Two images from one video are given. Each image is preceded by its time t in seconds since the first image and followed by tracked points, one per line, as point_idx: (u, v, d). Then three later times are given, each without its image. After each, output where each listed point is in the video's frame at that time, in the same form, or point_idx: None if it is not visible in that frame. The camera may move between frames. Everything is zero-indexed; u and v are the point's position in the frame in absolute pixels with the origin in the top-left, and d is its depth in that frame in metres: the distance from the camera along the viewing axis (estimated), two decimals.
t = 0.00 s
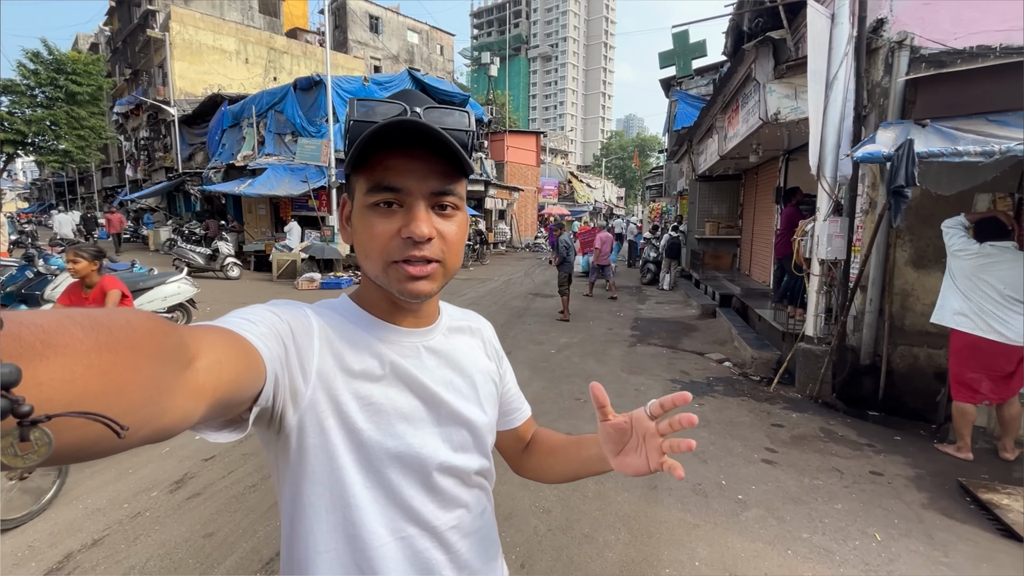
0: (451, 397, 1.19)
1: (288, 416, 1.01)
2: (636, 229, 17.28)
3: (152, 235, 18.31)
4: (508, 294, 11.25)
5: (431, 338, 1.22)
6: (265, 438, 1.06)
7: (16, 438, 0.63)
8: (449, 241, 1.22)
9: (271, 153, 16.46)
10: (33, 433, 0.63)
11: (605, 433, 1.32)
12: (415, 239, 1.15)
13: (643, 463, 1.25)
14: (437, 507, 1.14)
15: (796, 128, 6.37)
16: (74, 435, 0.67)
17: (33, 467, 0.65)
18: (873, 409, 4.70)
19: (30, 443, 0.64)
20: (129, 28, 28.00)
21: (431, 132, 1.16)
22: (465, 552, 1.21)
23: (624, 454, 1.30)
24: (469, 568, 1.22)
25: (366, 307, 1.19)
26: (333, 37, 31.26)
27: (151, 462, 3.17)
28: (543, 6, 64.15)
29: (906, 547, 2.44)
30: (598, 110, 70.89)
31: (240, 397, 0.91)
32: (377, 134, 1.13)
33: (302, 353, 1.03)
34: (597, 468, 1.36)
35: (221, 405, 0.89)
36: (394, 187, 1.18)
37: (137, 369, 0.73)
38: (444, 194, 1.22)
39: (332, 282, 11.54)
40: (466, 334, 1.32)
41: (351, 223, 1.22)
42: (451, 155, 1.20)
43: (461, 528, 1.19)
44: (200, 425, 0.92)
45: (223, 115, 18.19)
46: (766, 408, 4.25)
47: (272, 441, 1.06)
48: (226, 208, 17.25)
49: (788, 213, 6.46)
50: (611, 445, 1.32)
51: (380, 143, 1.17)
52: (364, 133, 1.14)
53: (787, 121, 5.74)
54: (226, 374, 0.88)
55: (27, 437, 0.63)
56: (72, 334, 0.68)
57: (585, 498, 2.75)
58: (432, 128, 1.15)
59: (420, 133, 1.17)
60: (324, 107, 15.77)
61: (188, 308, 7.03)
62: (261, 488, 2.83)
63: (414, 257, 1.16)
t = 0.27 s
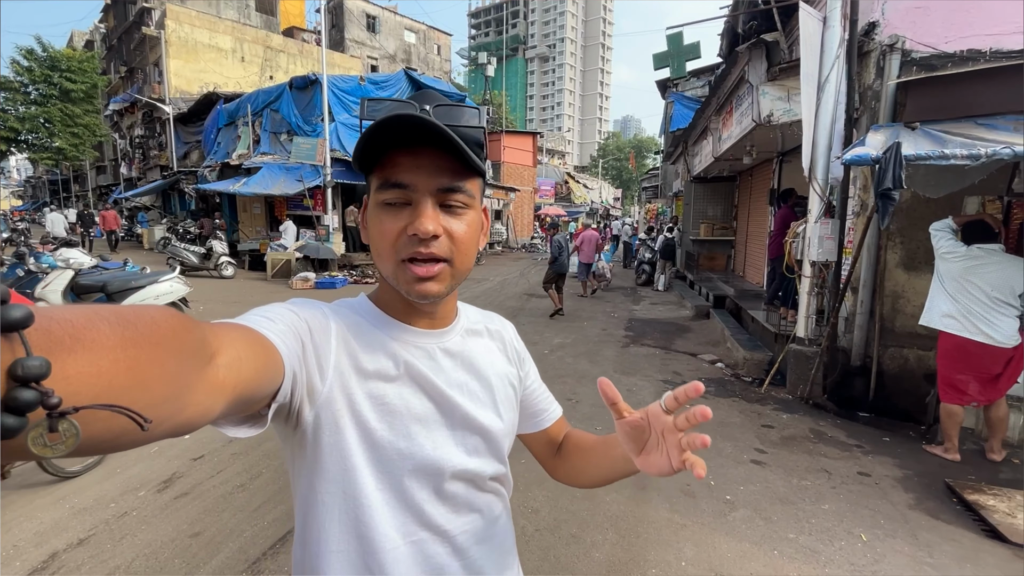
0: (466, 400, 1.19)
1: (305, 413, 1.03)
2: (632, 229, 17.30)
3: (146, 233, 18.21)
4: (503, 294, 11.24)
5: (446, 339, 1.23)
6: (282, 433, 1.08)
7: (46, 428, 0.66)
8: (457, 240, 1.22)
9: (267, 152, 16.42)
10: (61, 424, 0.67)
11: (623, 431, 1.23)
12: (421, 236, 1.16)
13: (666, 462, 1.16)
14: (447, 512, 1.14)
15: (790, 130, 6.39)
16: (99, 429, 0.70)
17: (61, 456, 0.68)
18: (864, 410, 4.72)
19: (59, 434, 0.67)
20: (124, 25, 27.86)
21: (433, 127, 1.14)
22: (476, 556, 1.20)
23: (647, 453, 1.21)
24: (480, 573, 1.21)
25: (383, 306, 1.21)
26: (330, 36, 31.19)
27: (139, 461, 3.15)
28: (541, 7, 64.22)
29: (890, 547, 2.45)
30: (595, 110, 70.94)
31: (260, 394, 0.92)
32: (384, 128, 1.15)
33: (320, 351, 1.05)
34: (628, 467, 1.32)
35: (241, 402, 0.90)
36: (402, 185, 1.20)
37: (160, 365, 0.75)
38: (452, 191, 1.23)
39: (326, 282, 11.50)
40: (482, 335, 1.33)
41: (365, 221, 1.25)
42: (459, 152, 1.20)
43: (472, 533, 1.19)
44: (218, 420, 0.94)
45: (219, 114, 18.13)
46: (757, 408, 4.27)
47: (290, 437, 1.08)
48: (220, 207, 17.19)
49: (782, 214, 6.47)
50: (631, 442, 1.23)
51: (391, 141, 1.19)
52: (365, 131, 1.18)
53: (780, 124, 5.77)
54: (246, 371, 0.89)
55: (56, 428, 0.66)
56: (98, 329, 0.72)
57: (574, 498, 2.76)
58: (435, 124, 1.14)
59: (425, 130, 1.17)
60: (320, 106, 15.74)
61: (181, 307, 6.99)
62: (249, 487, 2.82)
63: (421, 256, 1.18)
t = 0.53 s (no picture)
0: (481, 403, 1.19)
1: (322, 417, 1.05)
2: (626, 230, 17.33)
3: (138, 232, 18.10)
4: (497, 294, 11.23)
5: (459, 343, 1.23)
6: (301, 438, 1.10)
7: (85, 430, 0.69)
8: (456, 242, 1.20)
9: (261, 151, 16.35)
10: (99, 426, 0.70)
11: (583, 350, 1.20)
12: (418, 237, 1.16)
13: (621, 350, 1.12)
14: (465, 515, 1.14)
15: (782, 132, 6.42)
16: (134, 431, 0.73)
17: (99, 457, 0.71)
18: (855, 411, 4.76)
19: (97, 436, 0.70)
20: (117, 23, 27.67)
21: (424, 128, 1.15)
22: (493, 562, 1.19)
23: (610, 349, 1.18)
24: None
25: (396, 310, 1.23)
26: (325, 34, 31.08)
27: (126, 463, 3.13)
28: (537, 7, 64.24)
29: (878, 548, 2.47)
30: (590, 111, 71.03)
31: (279, 397, 0.94)
32: (379, 133, 1.18)
33: (335, 355, 1.07)
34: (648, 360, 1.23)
35: (262, 405, 0.92)
36: (402, 187, 1.20)
37: (187, 368, 0.78)
38: (450, 193, 1.21)
39: (320, 281, 11.44)
40: (497, 337, 1.31)
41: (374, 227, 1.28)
42: (453, 153, 1.19)
43: (489, 537, 1.18)
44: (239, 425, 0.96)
45: (212, 112, 18.04)
46: (748, 410, 4.28)
47: (309, 442, 1.10)
48: (214, 206, 17.10)
49: (775, 215, 6.50)
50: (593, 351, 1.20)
51: (390, 146, 1.21)
52: (359, 139, 1.21)
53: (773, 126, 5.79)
54: (267, 376, 0.91)
55: (94, 429, 0.69)
56: (128, 336, 0.75)
57: (563, 500, 2.76)
58: (423, 125, 1.14)
59: (419, 133, 1.17)
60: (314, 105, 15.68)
61: (172, 307, 6.95)
62: (238, 490, 2.81)
63: (418, 257, 1.17)
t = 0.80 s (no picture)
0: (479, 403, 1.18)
1: (318, 418, 1.04)
2: (625, 230, 17.33)
3: (136, 231, 18.07)
4: (495, 294, 11.22)
5: (458, 342, 1.22)
6: (297, 438, 1.10)
7: (70, 431, 0.67)
8: (467, 243, 1.18)
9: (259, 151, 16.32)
10: (84, 427, 0.68)
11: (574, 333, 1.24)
12: (431, 239, 1.14)
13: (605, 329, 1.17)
14: (464, 517, 1.14)
15: (781, 132, 6.41)
16: (123, 429, 0.71)
17: (82, 459, 0.69)
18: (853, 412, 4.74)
19: (82, 436, 0.68)
20: (116, 21, 27.61)
21: (445, 133, 1.14)
22: (492, 562, 1.19)
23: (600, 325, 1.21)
24: None
25: (395, 310, 1.21)
26: (324, 34, 31.05)
27: (119, 463, 3.11)
28: (537, 7, 64.23)
29: (875, 550, 2.45)
30: (590, 111, 71.06)
31: (273, 398, 0.93)
32: (396, 134, 1.15)
33: (331, 356, 1.06)
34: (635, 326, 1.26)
35: (256, 406, 0.91)
36: (414, 188, 1.18)
37: (179, 368, 0.76)
38: (463, 196, 1.20)
39: (318, 281, 11.42)
40: (498, 337, 1.30)
41: (377, 225, 1.24)
42: (471, 157, 1.17)
43: (489, 539, 1.17)
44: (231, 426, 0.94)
45: (211, 111, 18.00)
46: (746, 410, 4.27)
47: (306, 443, 1.09)
48: (212, 205, 17.07)
49: (775, 215, 6.48)
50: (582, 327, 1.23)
51: (402, 147, 1.18)
52: (378, 140, 1.18)
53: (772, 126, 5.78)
54: (261, 376, 0.90)
55: (79, 430, 0.67)
56: (119, 334, 0.72)
57: (560, 501, 2.74)
58: (446, 130, 1.14)
59: (440, 136, 1.16)
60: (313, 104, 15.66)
61: (169, 306, 6.93)
62: (232, 490, 2.79)
63: (430, 259, 1.15)
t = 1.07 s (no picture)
0: (475, 407, 1.17)
1: (311, 424, 1.02)
2: (626, 231, 17.36)
3: (138, 231, 18.10)
4: (496, 295, 11.24)
5: (452, 348, 1.22)
6: (288, 445, 1.08)
7: (59, 441, 0.67)
8: (462, 251, 1.22)
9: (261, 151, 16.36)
10: (74, 437, 0.68)
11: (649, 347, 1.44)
12: (428, 247, 1.15)
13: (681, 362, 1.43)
14: (458, 522, 1.12)
15: (782, 134, 6.42)
16: (114, 439, 0.72)
17: (74, 467, 0.70)
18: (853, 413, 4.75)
19: (72, 446, 0.68)
20: (118, 22, 27.67)
21: (441, 141, 1.16)
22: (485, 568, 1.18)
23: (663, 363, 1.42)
24: None
25: (389, 315, 1.21)
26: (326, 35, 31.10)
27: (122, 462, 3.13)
28: (538, 8, 64.28)
29: (875, 551, 2.46)
30: (591, 112, 71.09)
31: (266, 406, 0.94)
32: (390, 143, 1.15)
33: (325, 362, 1.04)
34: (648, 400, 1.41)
35: (248, 413, 0.91)
36: (409, 196, 1.19)
37: (169, 377, 0.77)
38: (457, 203, 1.23)
39: (319, 281, 11.44)
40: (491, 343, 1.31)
41: (371, 232, 1.25)
42: (464, 164, 1.19)
43: (481, 544, 1.16)
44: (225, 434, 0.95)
45: (213, 112, 18.04)
46: (746, 411, 4.28)
47: (297, 449, 1.07)
48: (214, 206, 17.10)
49: (776, 216, 6.49)
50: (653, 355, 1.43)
51: (395, 153, 1.19)
52: (372, 149, 1.18)
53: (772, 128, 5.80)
54: (253, 383, 0.91)
55: (69, 441, 0.68)
56: (108, 344, 0.74)
57: (561, 501, 2.75)
58: (441, 137, 1.15)
59: (434, 143, 1.17)
60: (315, 105, 15.70)
61: (171, 306, 6.95)
62: (234, 490, 2.81)
63: (425, 267, 1.17)
